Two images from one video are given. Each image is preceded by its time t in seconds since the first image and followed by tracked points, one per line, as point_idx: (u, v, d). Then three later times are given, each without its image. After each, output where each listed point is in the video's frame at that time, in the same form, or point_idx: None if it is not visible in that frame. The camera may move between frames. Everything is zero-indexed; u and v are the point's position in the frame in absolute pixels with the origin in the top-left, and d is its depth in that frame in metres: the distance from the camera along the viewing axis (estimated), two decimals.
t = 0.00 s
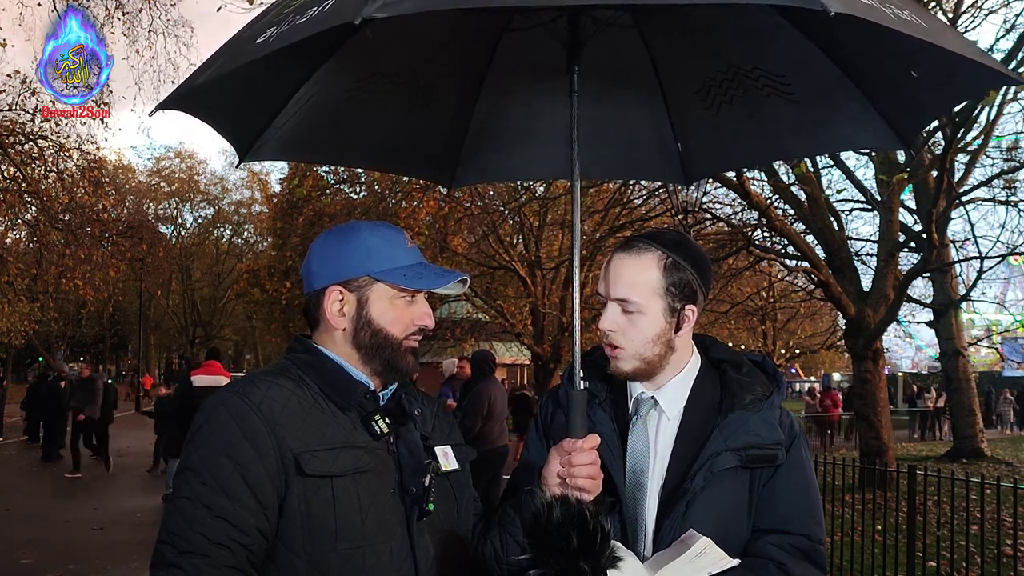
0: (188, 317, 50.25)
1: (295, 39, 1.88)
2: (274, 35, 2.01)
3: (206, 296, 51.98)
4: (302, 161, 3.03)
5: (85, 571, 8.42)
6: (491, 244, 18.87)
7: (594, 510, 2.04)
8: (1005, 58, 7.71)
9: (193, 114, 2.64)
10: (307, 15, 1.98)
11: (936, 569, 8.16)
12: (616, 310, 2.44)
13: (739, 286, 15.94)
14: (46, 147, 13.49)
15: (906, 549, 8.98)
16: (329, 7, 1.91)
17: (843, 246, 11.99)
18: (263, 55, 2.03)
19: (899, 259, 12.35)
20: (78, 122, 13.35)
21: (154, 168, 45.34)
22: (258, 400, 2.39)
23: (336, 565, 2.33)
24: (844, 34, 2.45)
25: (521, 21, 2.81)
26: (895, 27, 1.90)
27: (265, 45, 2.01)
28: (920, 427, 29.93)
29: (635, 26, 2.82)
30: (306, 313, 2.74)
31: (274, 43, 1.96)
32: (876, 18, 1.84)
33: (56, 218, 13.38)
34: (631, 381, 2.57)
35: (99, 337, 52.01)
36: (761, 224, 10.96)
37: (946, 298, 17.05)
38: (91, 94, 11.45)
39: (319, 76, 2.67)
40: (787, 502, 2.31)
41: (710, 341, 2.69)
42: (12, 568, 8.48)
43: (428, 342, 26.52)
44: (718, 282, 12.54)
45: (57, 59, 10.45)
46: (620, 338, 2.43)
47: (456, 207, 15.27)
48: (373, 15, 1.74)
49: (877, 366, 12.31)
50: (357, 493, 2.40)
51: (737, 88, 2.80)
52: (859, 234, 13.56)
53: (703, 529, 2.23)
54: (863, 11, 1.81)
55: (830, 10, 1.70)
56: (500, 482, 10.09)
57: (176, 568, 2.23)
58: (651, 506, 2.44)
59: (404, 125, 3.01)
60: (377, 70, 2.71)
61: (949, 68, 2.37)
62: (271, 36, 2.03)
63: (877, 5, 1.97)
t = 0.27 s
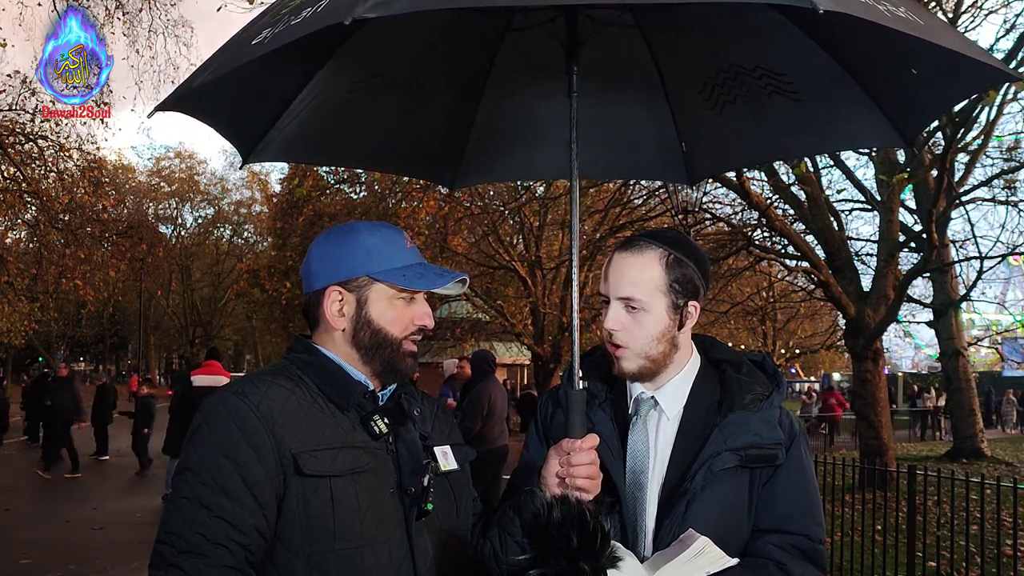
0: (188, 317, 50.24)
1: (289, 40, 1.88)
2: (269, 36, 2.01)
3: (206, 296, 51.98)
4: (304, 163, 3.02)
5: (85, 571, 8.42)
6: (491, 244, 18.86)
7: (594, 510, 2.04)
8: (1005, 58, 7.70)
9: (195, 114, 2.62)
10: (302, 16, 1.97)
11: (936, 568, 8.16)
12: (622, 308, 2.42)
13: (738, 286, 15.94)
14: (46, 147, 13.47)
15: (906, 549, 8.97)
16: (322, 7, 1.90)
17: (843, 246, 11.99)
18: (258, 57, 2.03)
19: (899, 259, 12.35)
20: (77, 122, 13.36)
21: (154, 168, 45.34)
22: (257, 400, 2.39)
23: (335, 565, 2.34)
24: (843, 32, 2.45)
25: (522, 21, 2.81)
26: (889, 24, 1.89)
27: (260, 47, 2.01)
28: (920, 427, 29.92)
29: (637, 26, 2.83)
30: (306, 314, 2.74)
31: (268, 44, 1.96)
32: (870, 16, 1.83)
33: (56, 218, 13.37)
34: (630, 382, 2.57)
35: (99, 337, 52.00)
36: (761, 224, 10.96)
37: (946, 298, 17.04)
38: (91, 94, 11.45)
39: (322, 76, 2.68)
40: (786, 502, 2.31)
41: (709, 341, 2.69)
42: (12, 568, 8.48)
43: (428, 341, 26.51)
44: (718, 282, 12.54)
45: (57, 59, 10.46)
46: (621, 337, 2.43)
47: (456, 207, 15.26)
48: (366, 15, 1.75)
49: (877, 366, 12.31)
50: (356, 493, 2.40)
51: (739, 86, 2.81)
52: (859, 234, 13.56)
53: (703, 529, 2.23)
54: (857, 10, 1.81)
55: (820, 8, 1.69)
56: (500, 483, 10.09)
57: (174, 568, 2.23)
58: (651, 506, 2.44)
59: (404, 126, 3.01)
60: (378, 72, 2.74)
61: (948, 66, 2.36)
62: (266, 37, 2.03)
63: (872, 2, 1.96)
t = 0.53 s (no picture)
0: (188, 317, 50.23)
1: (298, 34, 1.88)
2: (277, 31, 2.02)
3: (206, 296, 51.97)
4: (310, 163, 3.02)
5: (85, 571, 8.42)
6: (491, 244, 18.86)
7: (594, 510, 2.04)
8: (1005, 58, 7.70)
9: (204, 111, 2.64)
10: (309, 12, 1.97)
11: (936, 569, 8.16)
12: (622, 308, 2.42)
13: (739, 285, 15.93)
14: (46, 147, 13.45)
15: (906, 549, 8.98)
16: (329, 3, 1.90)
17: (843, 246, 11.99)
18: (267, 51, 2.03)
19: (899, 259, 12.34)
20: (77, 122, 13.38)
21: (154, 168, 45.35)
22: (257, 400, 2.39)
23: (335, 564, 2.34)
24: (847, 35, 2.45)
25: (531, 23, 2.81)
26: (893, 28, 1.90)
27: (269, 41, 2.01)
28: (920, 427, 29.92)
29: (644, 29, 2.81)
30: (306, 313, 2.74)
31: (277, 38, 1.96)
32: (875, 19, 1.84)
33: (56, 219, 13.36)
34: (631, 381, 2.57)
35: (99, 336, 51.97)
36: (762, 224, 10.96)
37: (946, 298, 17.04)
38: (91, 94, 11.45)
39: (330, 75, 2.67)
40: (787, 501, 2.31)
41: (709, 341, 2.69)
42: (12, 568, 8.48)
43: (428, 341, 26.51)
44: (718, 282, 12.54)
45: (57, 59, 10.49)
46: (622, 337, 2.43)
47: (456, 206, 15.25)
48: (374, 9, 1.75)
49: (877, 366, 12.30)
50: (355, 493, 2.40)
51: (746, 91, 2.81)
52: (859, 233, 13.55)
53: (703, 529, 2.23)
54: (861, 13, 1.81)
55: (826, 10, 1.70)
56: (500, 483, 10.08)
57: (174, 568, 2.23)
58: (651, 506, 2.44)
59: (406, 127, 3.01)
60: (387, 71, 2.73)
61: (952, 72, 2.37)
62: (274, 32, 2.04)
63: (877, 5, 1.97)
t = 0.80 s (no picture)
0: (188, 317, 50.23)
1: (312, 26, 1.86)
2: (290, 23, 2.00)
3: (206, 297, 51.97)
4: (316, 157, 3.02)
5: (85, 571, 8.43)
6: (491, 244, 18.87)
7: (593, 510, 2.04)
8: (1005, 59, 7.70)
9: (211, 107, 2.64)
10: (322, 4, 1.96)
11: (936, 569, 8.17)
12: (619, 308, 2.43)
13: (738, 285, 15.94)
14: (46, 147, 13.44)
15: (906, 549, 8.98)
16: None
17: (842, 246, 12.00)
18: (278, 44, 2.01)
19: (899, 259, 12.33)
20: (77, 122, 13.41)
21: (154, 168, 45.40)
22: (257, 399, 2.39)
23: (335, 564, 2.34)
24: (853, 40, 2.44)
25: (538, 21, 2.82)
26: (906, 35, 1.89)
27: (280, 33, 1.99)
28: (920, 428, 29.91)
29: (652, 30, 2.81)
30: (306, 312, 2.74)
31: (289, 31, 1.95)
32: (890, 27, 1.83)
33: (57, 219, 13.37)
34: (631, 381, 2.57)
35: (99, 336, 51.96)
36: (762, 223, 10.95)
37: (946, 298, 17.04)
38: (91, 94, 11.44)
39: (338, 67, 2.69)
40: (786, 501, 2.31)
41: (709, 341, 2.69)
42: (12, 568, 8.48)
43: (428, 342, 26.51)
44: (718, 282, 12.55)
45: (57, 59, 10.51)
46: (620, 336, 2.43)
47: (456, 206, 15.27)
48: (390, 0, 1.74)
49: (877, 366, 12.30)
50: (355, 492, 2.40)
51: (751, 93, 2.81)
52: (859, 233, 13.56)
53: (702, 530, 2.23)
54: (875, 20, 1.81)
55: (842, 16, 1.69)
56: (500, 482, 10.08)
57: (175, 568, 2.23)
58: (651, 507, 2.44)
59: (408, 126, 3.01)
60: (393, 65, 2.74)
61: (961, 82, 2.36)
62: (286, 24, 2.02)
63: (890, 12, 1.97)
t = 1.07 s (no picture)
0: (188, 317, 50.23)
1: (312, 24, 1.87)
2: (287, 22, 1.99)
3: (207, 297, 51.97)
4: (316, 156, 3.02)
5: (85, 571, 8.42)
6: (491, 244, 18.87)
7: (594, 509, 2.04)
8: (1005, 59, 7.71)
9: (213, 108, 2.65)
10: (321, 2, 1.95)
11: (936, 569, 8.17)
12: (618, 308, 2.43)
13: (738, 285, 15.94)
14: (46, 147, 13.42)
15: (906, 549, 8.98)
16: None
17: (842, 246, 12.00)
18: (276, 42, 2.00)
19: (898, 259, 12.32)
20: (77, 122, 13.40)
21: (154, 168, 45.43)
22: (255, 399, 2.39)
23: (334, 564, 2.34)
24: (851, 37, 2.44)
25: (536, 20, 2.81)
26: (903, 29, 1.90)
27: (279, 32, 1.99)
28: (919, 428, 29.93)
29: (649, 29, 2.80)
30: (304, 310, 2.74)
31: (287, 29, 1.94)
32: (885, 20, 1.84)
33: (57, 219, 13.36)
34: (632, 380, 2.57)
35: (99, 335, 51.94)
36: (762, 223, 10.95)
37: (946, 297, 17.05)
38: (91, 94, 11.43)
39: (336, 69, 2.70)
40: (787, 501, 2.31)
41: (709, 340, 2.69)
42: (12, 569, 8.47)
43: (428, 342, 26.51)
44: (718, 282, 12.55)
45: (57, 59, 10.50)
46: (620, 335, 2.42)
47: (456, 206, 15.27)
48: None
49: (877, 366, 12.30)
50: (354, 492, 2.39)
51: (748, 91, 2.81)
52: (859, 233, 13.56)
53: (703, 529, 2.23)
54: (871, 13, 1.81)
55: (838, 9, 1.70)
56: (500, 483, 10.08)
57: (174, 569, 2.23)
58: (651, 506, 2.44)
59: (407, 126, 3.01)
60: (394, 64, 2.75)
61: (958, 79, 2.35)
62: (284, 23, 2.01)
63: (887, 6, 1.97)
